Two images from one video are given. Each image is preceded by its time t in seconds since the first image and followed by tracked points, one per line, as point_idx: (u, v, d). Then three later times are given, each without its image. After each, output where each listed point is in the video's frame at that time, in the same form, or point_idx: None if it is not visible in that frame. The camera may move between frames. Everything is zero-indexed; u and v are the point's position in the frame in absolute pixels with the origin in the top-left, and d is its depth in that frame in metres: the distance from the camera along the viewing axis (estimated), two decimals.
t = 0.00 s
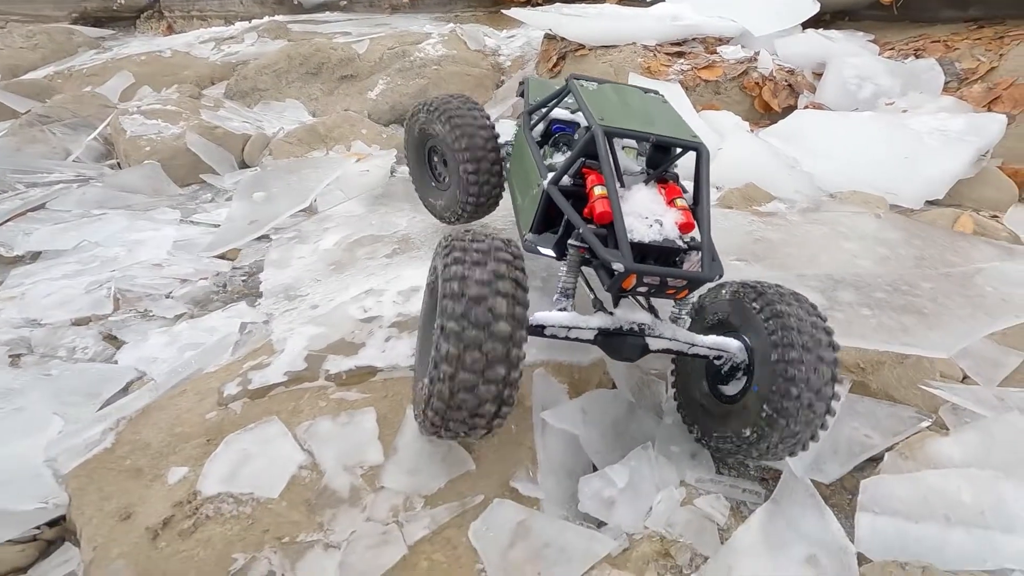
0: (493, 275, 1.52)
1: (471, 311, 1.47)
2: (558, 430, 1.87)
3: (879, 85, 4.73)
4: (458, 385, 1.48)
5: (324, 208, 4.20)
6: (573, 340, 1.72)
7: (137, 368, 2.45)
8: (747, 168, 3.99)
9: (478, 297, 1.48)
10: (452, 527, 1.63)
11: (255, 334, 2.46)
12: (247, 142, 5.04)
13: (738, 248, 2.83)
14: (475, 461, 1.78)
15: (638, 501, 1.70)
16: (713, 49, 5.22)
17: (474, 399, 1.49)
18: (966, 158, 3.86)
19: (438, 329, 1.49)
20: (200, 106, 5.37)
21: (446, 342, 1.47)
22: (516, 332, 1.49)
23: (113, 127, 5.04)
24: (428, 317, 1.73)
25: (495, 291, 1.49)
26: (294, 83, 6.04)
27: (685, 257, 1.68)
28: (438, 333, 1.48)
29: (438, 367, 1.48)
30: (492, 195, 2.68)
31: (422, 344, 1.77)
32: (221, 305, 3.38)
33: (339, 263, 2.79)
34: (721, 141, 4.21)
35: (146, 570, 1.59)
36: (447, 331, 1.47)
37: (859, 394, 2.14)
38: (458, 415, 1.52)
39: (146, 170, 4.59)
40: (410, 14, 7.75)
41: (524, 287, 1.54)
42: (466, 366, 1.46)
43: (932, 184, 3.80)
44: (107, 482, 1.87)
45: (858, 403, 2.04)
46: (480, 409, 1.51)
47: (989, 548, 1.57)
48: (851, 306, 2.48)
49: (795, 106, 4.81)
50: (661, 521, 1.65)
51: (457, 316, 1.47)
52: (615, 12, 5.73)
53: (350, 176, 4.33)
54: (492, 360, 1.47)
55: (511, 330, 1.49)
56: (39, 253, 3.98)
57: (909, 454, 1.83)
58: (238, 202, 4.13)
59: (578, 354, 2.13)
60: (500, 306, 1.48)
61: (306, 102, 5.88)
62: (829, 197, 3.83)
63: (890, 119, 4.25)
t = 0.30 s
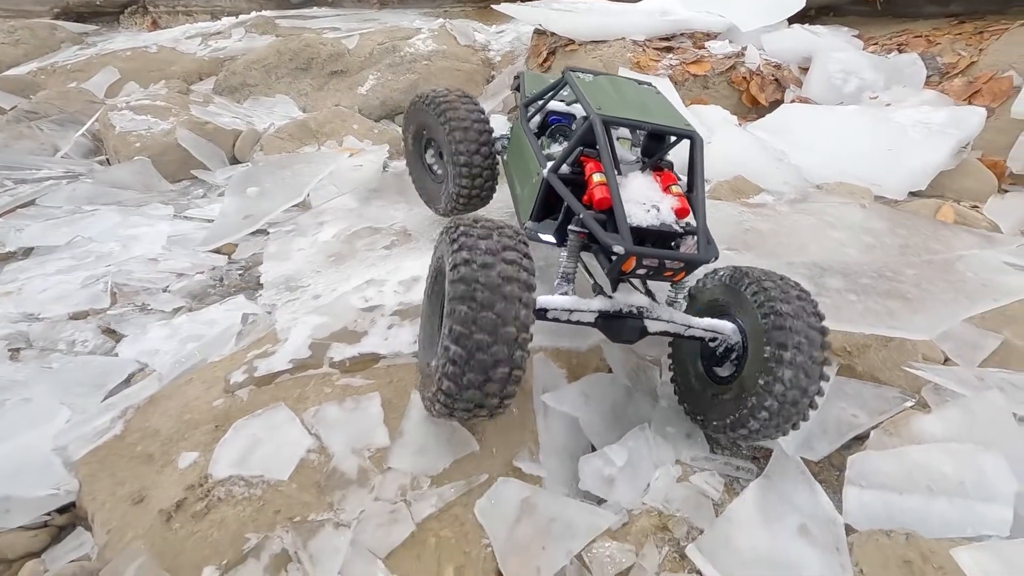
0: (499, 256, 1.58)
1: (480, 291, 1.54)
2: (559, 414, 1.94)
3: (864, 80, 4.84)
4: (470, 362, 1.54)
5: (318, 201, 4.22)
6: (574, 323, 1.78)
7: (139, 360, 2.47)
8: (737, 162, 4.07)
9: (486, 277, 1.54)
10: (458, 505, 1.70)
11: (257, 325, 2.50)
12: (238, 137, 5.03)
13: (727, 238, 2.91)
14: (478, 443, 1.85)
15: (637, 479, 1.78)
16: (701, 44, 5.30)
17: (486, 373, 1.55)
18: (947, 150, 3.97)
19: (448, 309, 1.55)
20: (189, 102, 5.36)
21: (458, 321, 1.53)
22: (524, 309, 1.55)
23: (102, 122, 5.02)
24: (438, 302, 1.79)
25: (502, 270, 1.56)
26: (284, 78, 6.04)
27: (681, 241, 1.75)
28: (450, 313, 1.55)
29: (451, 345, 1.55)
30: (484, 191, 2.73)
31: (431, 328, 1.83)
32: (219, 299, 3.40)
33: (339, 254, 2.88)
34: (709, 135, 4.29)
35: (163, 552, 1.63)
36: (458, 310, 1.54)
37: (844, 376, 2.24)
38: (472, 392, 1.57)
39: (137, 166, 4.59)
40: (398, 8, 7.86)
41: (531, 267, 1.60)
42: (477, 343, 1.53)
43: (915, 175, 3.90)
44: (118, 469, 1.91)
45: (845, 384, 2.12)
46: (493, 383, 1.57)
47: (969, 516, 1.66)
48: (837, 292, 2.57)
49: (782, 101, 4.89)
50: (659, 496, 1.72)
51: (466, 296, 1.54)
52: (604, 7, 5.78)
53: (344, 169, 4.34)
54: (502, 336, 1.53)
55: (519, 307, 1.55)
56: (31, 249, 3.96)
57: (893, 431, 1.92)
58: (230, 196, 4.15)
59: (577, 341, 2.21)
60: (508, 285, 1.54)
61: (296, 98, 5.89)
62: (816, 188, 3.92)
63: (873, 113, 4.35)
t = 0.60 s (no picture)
0: (484, 256, 1.62)
1: (463, 286, 1.58)
2: (546, 400, 2.00)
3: (845, 74, 4.91)
4: (449, 353, 1.59)
5: (306, 197, 4.23)
6: (556, 309, 1.83)
7: (129, 355, 2.49)
8: (720, 155, 4.13)
9: (470, 272, 1.59)
10: (447, 489, 1.75)
11: (247, 318, 2.53)
12: (224, 134, 5.02)
13: (710, 229, 2.98)
14: (467, 429, 1.90)
15: (621, 462, 1.84)
16: (686, 39, 5.36)
17: (463, 367, 1.60)
18: (925, 142, 4.05)
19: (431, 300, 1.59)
20: (174, 99, 5.35)
21: (438, 314, 1.57)
22: (504, 307, 1.61)
23: (86, 119, 4.99)
24: (422, 290, 1.84)
25: (485, 268, 1.60)
26: (270, 74, 6.04)
27: (659, 228, 1.80)
28: (432, 303, 1.59)
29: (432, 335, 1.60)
30: (462, 182, 2.76)
31: (415, 314, 1.87)
32: (209, 294, 3.42)
33: (327, 248, 2.92)
34: (694, 129, 4.35)
35: (157, 540, 1.65)
36: (440, 302, 1.58)
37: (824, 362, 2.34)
38: (449, 381, 1.62)
39: (123, 163, 4.58)
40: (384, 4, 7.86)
41: (513, 266, 1.65)
42: (457, 336, 1.57)
43: (893, 167, 3.98)
44: (111, 460, 1.94)
45: (822, 369, 2.20)
46: (470, 375, 1.62)
47: (939, 493, 1.73)
48: (817, 280, 2.64)
49: (766, 95, 4.94)
50: (642, 478, 1.77)
51: (450, 289, 1.58)
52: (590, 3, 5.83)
53: (331, 166, 4.36)
54: (481, 332, 1.58)
55: (500, 304, 1.60)
56: (17, 247, 3.92)
57: (868, 413, 2.02)
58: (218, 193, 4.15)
59: (562, 329, 2.26)
60: (490, 282, 1.59)
61: (282, 94, 5.90)
62: (798, 180, 3.99)
63: (854, 107, 4.43)
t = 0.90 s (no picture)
0: (488, 244, 1.66)
1: (468, 274, 1.62)
2: (545, 389, 2.04)
3: (833, 69, 4.97)
4: (455, 340, 1.62)
5: (300, 193, 4.23)
6: (557, 300, 1.87)
7: (127, 351, 2.49)
8: (712, 149, 4.17)
9: (474, 260, 1.63)
10: (452, 477, 1.79)
11: (248, 313, 2.54)
12: (215, 130, 5.00)
13: (704, 222, 3.04)
14: (469, 417, 1.94)
15: (620, 449, 1.88)
16: (677, 35, 5.41)
17: (468, 353, 1.63)
18: (912, 136, 4.11)
19: (436, 288, 1.63)
20: (164, 95, 5.32)
21: (444, 301, 1.61)
22: (509, 295, 1.64)
23: (75, 116, 4.95)
24: (427, 281, 1.88)
25: (490, 256, 1.64)
26: (260, 70, 6.02)
27: (658, 219, 1.84)
28: (437, 291, 1.63)
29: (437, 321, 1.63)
30: (454, 173, 2.79)
31: (421, 304, 1.91)
32: (205, 290, 3.39)
33: (325, 243, 2.94)
34: (686, 123, 4.40)
35: (165, 528, 1.66)
36: (445, 290, 1.62)
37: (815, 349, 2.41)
38: (455, 368, 1.65)
39: (113, 160, 4.54)
40: None
41: (517, 255, 1.68)
42: (462, 322, 1.60)
43: (881, 161, 4.04)
44: (115, 452, 1.94)
45: (816, 357, 2.26)
46: (475, 362, 1.66)
47: (928, 475, 1.80)
48: (808, 271, 2.72)
49: (756, 89, 5.00)
50: (642, 464, 1.82)
51: (456, 277, 1.62)
52: None
53: (324, 162, 4.38)
54: (486, 318, 1.61)
55: (504, 292, 1.64)
56: (9, 245, 3.84)
57: (860, 398, 2.07)
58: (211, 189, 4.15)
59: (562, 320, 2.29)
60: (495, 270, 1.63)
61: (273, 90, 5.89)
62: (788, 173, 4.05)
63: (842, 101, 4.49)
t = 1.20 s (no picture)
0: (486, 240, 1.65)
1: (466, 270, 1.61)
2: (544, 383, 2.05)
3: (824, 63, 5.00)
4: (454, 336, 1.62)
5: (291, 189, 4.19)
6: (554, 294, 1.86)
7: (120, 349, 2.46)
8: (704, 144, 4.19)
9: (473, 256, 1.62)
10: (452, 471, 1.79)
11: (243, 310, 2.52)
12: (204, 126, 4.95)
13: (700, 216, 3.11)
14: (468, 412, 1.94)
15: (619, 441, 1.89)
16: (668, 29, 5.42)
17: (467, 350, 1.63)
18: (902, 129, 4.14)
19: (435, 284, 1.62)
20: (152, 91, 5.26)
21: (443, 298, 1.61)
22: (508, 291, 1.64)
23: (61, 113, 4.89)
24: (425, 276, 1.87)
25: (488, 252, 1.63)
26: (249, 66, 5.97)
27: (655, 212, 1.84)
28: (436, 287, 1.62)
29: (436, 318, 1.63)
30: (448, 170, 2.78)
31: (418, 299, 1.90)
32: (198, 288, 3.33)
33: (320, 239, 2.93)
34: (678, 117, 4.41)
35: (163, 527, 1.63)
36: (444, 286, 1.61)
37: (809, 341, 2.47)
38: (454, 364, 1.65)
39: (101, 157, 4.48)
40: None
41: (516, 251, 1.68)
42: (461, 319, 1.60)
43: (872, 154, 4.06)
44: (111, 451, 1.90)
45: (810, 349, 2.28)
46: (474, 358, 1.65)
47: (923, 462, 1.84)
48: (802, 263, 2.77)
49: (747, 84, 5.02)
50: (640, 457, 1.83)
51: (454, 274, 1.61)
52: None
53: (316, 157, 4.35)
54: (485, 315, 1.61)
55: (503, 288, 1.64)
56: None
57: (854, 388, 2.10)
58: (201, 186, 4.11)
59: (559, 314, 2.30)
60: (494, 266, 1.62)
61: (262, 86, 5.84)
62: (780, 167, 4.07)
63: (833, 95, 4.52)
